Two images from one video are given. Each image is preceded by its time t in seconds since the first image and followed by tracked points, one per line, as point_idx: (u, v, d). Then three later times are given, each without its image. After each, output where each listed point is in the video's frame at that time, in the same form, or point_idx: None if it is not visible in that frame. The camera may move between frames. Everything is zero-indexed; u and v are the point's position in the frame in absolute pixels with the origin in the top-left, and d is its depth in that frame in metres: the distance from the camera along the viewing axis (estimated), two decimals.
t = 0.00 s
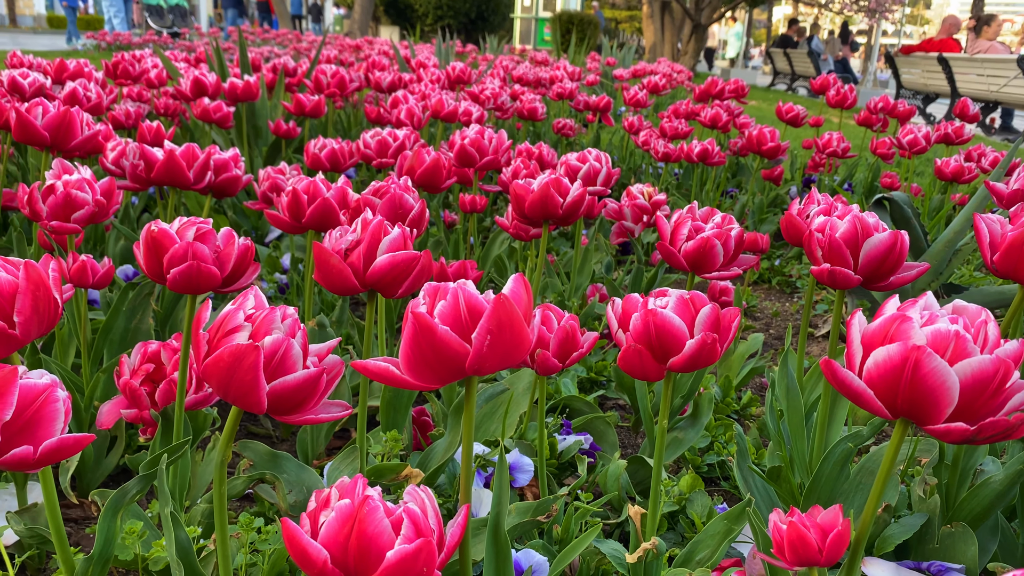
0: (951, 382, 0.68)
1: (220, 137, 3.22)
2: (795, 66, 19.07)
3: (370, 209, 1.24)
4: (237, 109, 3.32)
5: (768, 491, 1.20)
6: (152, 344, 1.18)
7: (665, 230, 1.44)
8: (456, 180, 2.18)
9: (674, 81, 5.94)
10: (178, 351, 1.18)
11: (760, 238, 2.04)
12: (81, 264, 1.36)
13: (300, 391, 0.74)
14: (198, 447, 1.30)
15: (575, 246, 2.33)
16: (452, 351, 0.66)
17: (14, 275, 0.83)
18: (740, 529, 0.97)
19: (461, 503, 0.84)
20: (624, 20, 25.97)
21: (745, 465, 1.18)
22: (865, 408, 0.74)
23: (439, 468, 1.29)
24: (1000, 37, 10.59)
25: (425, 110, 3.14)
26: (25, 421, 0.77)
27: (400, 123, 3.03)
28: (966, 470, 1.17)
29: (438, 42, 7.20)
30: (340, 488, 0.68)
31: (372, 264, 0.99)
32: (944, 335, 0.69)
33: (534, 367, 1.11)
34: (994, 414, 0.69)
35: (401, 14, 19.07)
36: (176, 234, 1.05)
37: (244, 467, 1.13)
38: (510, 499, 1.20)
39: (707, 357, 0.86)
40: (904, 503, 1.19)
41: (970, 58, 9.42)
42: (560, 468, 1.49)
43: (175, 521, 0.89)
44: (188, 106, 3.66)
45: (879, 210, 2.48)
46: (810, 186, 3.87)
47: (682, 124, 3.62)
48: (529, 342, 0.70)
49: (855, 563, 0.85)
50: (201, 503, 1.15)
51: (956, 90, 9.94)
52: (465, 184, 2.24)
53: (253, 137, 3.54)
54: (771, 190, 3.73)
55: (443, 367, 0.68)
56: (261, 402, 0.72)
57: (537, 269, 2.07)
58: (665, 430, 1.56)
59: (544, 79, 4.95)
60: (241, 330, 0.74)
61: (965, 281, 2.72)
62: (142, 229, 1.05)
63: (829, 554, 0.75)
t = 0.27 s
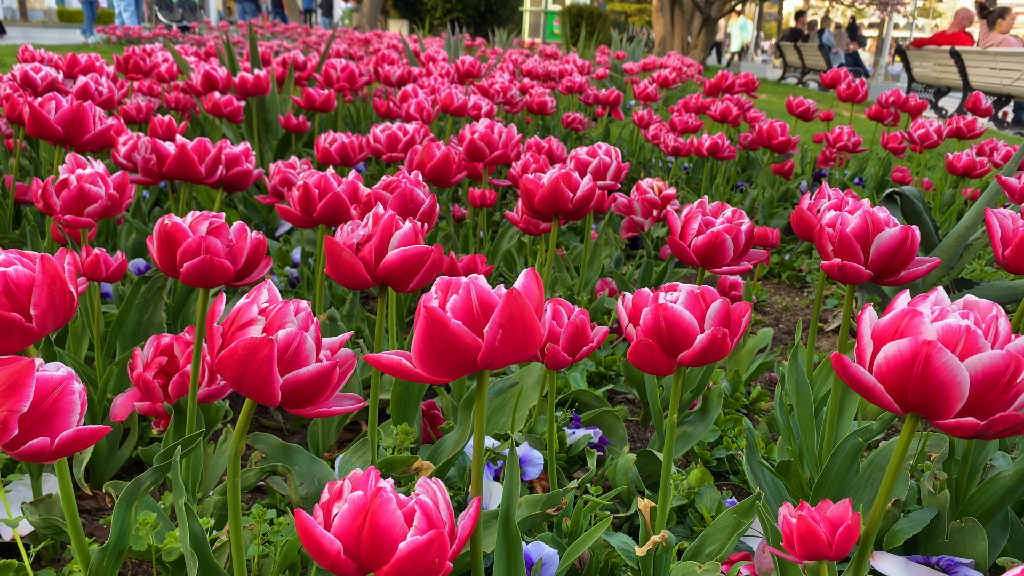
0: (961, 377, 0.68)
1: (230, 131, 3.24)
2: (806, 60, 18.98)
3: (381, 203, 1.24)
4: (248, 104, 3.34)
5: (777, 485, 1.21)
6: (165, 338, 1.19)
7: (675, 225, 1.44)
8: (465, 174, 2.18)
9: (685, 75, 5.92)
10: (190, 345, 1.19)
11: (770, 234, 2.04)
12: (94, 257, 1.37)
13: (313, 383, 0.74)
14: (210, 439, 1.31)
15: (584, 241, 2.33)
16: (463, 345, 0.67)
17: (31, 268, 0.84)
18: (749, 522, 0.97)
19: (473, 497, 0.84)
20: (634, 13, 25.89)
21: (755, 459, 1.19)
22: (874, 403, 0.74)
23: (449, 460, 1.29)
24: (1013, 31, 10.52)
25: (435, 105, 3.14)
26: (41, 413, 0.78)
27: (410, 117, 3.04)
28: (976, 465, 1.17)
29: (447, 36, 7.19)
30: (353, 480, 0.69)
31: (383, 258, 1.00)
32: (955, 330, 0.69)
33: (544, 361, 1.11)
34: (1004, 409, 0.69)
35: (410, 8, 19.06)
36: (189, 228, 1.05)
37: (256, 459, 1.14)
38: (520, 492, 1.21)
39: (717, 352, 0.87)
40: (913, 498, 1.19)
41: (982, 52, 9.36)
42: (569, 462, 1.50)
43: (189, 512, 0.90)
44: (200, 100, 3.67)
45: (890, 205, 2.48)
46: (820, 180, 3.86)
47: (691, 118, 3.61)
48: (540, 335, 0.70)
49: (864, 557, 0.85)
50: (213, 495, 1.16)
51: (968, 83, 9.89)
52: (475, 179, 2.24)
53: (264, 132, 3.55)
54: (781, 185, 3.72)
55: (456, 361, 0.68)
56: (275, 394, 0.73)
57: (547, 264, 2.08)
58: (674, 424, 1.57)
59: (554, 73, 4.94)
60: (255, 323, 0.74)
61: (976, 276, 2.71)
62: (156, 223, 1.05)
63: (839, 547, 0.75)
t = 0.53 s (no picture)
0: (973, 383, 0.69)
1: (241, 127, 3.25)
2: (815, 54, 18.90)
3: (394, 204, 1.25)
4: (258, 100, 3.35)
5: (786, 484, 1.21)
6: (181, 336, 1.20)
7: (686, 225, 1.45)
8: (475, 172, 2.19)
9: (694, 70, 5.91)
10: (206, 343, 1.20)
11: (780, 232, 2.05)
12: (110, 255, 1.38)
13: (331, 385, 0.75)
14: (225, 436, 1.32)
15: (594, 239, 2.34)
16: (480, 349, 0.68)
17: (51, 270, 0.85)
18: (760, 523, 0.98)
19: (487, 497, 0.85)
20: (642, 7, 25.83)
21: (765, 459, 1.19)
22: (886, 407, 0.75)
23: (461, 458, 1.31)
24: None
25: (445, 101, 3.15)
26: (63, 413, 0.79)
27: (419, 114, 3.04)
28: (986, 466, 1.17)
29: (456, 31, 7.19)
30: (370, 482, 0.70)
31: (398, 259, 1.01)
32: (967, 335, 0.70)
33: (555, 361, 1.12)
34: (1016, 414, 0.70)
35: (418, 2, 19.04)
36: (205, 229, 1.06)
37: (270, 458, 1.16)
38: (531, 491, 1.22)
39: (729, 354, 0.87)
40: (923, 499, 1.20)
41: (993, 47, 9.31)
42: (579, 460, 1.51)
43: (207, 510, 0.92)
44: (210, 96, 3.69)
45: (899, 203, 2.48)
46: (829, 177, 3.86)
47: (701, 115, 3.61)
48: (555, 339, 0.71)
49: (875, 559, 0.86)
50: (228, 492, 1.18)
51: (978, 79, 9.83)
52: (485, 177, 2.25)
53: (274, 128, 3.57)
54: (790, 181, 3.72)
55: (472, 365, 0.69)
56: (293, 396, 0.74)
57: (557, 262, 2.09)
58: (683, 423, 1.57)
59: (563, 69, 4.94)
60: (273, 326, 0.75)
61: (986, 274, 2.71)
62: (173, 224, 1.06)
63: (849, 550, 0.76)
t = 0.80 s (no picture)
0: (982, 402, 0.70)
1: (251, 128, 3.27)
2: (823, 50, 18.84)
3: (408, 213, 1.27)
4: (269, 101, 3.37)
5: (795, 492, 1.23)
6: (198, 344, 1.22)
7: (696, 233, 1.46)
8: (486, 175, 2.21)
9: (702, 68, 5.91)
10: (223, 351, 1.22)
11: (789, 236, 2.06)
12: (127, 262, 1.40)
13: (350, 400, 0.77)
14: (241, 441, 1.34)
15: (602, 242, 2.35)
16: (498, 368, 0.69)
17: (76, 284, 0.86)
18: (770, 532, 0.99)
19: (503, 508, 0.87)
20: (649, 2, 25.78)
21: (774, 467, 1.21)
22: (896, 424, 0.76)
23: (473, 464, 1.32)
24: None
25: (454, 102, 3.17)
26: (89, 425, 0.81)
27: (429, 115, 3.06)
28: (994, 475, 1.18)
29: (464, 28, 7.20)
30: (390, 496, 0.72)
31: (414, 271, 1.02)
32: (976, 355, 0.71)
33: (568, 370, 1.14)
34: None
35: None
36: (224, 239, 1.08)
37: (286, 464, 1.18)
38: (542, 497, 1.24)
39: (741, 368, 0.89)
40: (930, 507, 1.21)
41: (1002, 44, 9.28)
42: (589, 465, 1.53)
43: (227, 518, 0.93)
44: (220, 96, 3.71)
45: (908, 206, 2.49)
46: (837, 178, 3.86)
47: (709, 115, 3.62)
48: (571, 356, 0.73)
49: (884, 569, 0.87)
50: (245, 497, 1.20)
51: (987, 76, 9.80)
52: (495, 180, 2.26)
53: (283, 128, 3.59)
54: (798, 182, 3.72)
55: (490, 383, 0.71)
56: (314, 410, 0.76)
57: (567, 265, 2.10)
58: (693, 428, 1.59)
59: (571, 67, 4.94)
60: (295, 341, 0.77)
61: (994, 277, 2.72)
62: (192, 234, 1.08)
63: (859, 563, 0.78)
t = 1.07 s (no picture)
0: (992, 417, 0.70)
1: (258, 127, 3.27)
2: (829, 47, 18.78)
3: (417, 219, 1.28)
4: (276, 100, 3.37)
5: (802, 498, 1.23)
6: (210, 349, 1.23)
7: (704, 239, 1.46)
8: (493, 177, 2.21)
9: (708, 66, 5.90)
10: (234, 356, 1.23)
11: (796, 239, 2.06)
12: (138, 266, 1.41)
13: (364, 411, 0.78)
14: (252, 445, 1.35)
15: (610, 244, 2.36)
16: (511, 382, 0.70)
17: (92, 294, 0.87)
18: (778, 541, 1.00)
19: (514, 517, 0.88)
20: None
21: (782, 473, 1.21)
22: (906, 438, 0.76)
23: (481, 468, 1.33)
24: None
25: (460, 102, 3.17)
26: (106, 434, 0.82)
27: (436, 116, 3.06)
28: (1001, 483, 1.19)
29: (470, 25, 7.19)
30: (404, 507, 0.72)
31: (425, 279, 1.03)
32: (986, 370, 0.72)
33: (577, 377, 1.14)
34: None
35: None
36: (236, 247, 1.09)
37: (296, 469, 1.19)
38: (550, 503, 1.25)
39: (751, 379, 0.89)
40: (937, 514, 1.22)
41: (1010, 41, 9.24)
42: (597, 469, 1.53)
43: (240, 525, 0.95)
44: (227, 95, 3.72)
45: (915, 209, 2.47)
46: (844, 178, 3.86)
47: (716, 115, 3.62)
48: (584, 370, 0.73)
49: None
50: (256, 502, 1.21)
51: (994, 73, 9.76)
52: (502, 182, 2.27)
53: (290, 127, 3.60)
54: (805, 182, 3.72)
55: (503, 397, 0.71)
56: (328, 422, 0.77)
57: (574, 268, 2.11)
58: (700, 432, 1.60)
59: (577, 66, 4.94)
60: (310, 354, 0.78)
61: (1001, 279, 2.72)
62: (204, 242, 1.09)
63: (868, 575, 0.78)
